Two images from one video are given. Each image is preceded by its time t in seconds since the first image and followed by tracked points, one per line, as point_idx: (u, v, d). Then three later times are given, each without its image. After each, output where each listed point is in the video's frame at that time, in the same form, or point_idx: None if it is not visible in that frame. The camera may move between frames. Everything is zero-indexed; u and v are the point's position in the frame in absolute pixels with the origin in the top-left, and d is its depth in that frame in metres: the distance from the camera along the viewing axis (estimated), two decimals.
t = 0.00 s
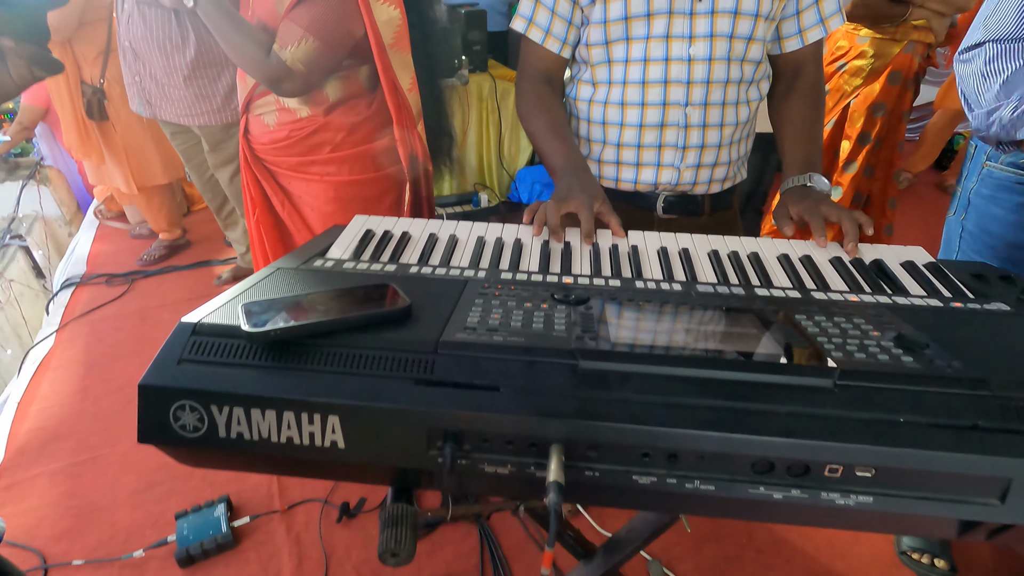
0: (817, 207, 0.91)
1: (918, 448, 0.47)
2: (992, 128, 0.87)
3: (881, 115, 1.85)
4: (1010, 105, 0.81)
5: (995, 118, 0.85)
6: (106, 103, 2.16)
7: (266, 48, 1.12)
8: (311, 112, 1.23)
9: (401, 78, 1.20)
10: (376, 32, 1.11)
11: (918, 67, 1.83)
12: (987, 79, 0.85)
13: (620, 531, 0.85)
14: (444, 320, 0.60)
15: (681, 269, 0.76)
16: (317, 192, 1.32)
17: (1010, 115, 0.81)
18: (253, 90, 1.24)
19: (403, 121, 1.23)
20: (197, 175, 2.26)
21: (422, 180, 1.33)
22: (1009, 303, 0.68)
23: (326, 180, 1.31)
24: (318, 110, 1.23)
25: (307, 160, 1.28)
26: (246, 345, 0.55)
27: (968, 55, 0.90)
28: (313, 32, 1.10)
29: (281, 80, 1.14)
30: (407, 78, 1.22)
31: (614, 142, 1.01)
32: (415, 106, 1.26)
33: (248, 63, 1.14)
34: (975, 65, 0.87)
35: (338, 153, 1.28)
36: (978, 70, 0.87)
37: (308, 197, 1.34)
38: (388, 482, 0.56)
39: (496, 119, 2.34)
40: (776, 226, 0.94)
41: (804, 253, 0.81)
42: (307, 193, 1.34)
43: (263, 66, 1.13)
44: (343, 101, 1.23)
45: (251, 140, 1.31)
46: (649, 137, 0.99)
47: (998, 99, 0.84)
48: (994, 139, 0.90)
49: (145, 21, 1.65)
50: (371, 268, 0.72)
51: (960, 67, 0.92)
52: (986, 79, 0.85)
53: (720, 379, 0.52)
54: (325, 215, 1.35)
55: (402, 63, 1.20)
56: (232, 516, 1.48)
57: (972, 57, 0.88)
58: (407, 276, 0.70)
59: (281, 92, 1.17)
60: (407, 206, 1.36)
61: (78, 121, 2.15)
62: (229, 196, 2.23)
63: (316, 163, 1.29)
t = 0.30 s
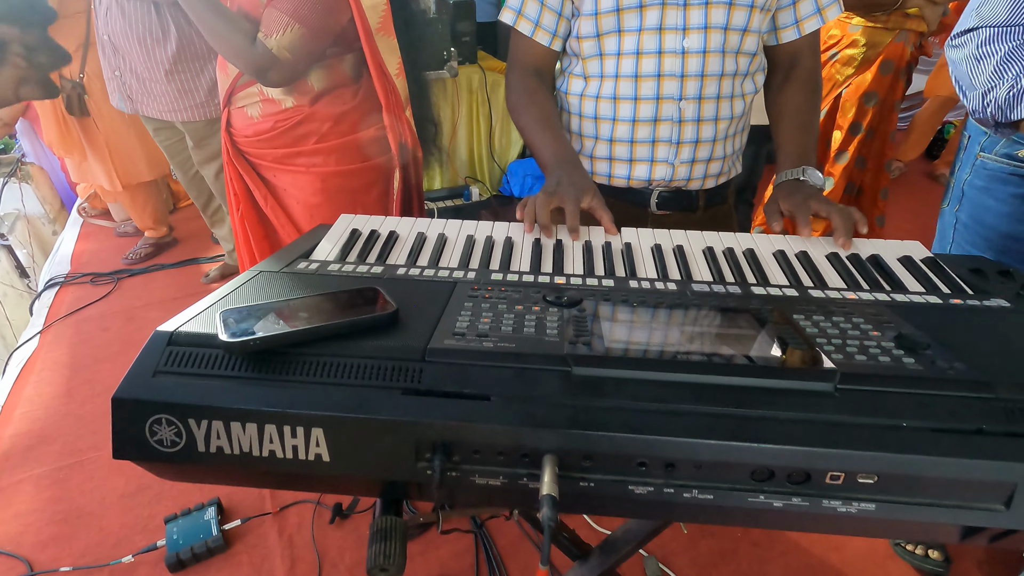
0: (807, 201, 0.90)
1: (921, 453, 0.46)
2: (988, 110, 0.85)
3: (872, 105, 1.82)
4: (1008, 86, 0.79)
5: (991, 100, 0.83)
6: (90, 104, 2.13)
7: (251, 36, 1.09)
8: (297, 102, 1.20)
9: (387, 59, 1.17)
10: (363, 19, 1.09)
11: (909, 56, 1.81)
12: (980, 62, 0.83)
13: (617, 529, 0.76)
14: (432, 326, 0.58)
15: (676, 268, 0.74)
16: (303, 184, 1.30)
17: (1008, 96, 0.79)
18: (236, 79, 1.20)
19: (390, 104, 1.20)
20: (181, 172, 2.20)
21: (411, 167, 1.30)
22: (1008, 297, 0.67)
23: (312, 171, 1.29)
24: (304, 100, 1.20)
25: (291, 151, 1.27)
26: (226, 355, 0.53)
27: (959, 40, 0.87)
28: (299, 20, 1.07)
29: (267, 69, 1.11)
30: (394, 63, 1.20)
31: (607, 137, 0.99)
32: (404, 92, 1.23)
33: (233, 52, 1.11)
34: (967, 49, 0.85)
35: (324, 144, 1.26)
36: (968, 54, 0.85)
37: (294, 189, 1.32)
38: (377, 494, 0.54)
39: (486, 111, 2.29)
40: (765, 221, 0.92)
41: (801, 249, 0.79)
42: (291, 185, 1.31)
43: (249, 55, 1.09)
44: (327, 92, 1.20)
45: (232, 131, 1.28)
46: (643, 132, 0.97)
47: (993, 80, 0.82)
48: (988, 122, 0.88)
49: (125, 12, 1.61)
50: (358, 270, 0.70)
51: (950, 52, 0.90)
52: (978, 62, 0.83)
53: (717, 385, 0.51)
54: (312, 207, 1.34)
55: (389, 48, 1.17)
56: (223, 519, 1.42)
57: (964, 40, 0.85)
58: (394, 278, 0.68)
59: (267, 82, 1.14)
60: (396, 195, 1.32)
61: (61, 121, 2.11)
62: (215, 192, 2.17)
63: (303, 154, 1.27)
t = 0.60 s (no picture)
0: (806, 187, 0.89)
1: (919, 452, 0.45)
2: (973, 95, 0.83)
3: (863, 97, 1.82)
4: (993, 68, 0.78)
5: (976, 84, 0.81)
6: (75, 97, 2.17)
7: (248, 25, 1.09)
8: (291, 92, 1.21)
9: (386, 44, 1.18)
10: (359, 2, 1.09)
11: (901, 47, 1.80)
12: (967, 46, 0.82)
13: (613, 526, 0.72)
14: (425, 326, 0.57)
15: (671, 264, 0.74)
16: (298, 176, 1.29)
17: (992, 78, 0.78)
18: (226, 71, 1.18)
19: (389, 88, 1.21)
20: (169, 167, 2.16)
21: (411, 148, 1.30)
22: (1002, 290, 0.67)
23: (308, 162, 1.28)
24: (298, 90, 1.21)
25: (285, 143, 1.25)
26: (212, 359, 0.52)
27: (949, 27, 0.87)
28: (296, 5, 1.09)
29: (267, 58, 1.12)
30: (390, 46, 1.20)
31: (600, 132, 0.98)
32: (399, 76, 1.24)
33: (229, 43, 1.10)
34: (956, 35, 0.84)
35: (320, 134, 1.26)
36: (957, 39, 0.84)
37: (289, 182, 1.30)
38: (370, 498, 0.53)
39: (478, 104, 2.27)
40: (763, 208, 0.90)
41: (796, 243, 0.79)
42: (285, 178, 1.30)
43: (247, 45, 1.09)
44: (321, 81, 1.22)
45: (222, 124, 1.26)
46: (637, 127, 0.96)
47: (979, 63, 0.80)
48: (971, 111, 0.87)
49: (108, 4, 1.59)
50: (349, 269, 0.69)
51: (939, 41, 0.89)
52: (966, 47, 0.82)
53: (714, 384, 0.50)
54: (307, 199, 1.32)
55: (384, 32, 1.17)
56: (217, 519, 1.40)
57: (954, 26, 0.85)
58: (386, 278, 0.67)
59: (266, 72, 1.14)
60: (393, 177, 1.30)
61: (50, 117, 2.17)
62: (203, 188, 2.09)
63: (298, 145, 1.26)
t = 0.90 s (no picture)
0: (794, 192, 0.89)
1: (909, 450, 0.45)
2: (976, 95, 0.83)
3: (856, 90, 1.81)
4: (995, 69, 0.78)
5: (978, 83, 0.81)
6: (60, 93, 2.15)
7: (255, 16, 1.10)
8: (291, 84, 1.21)
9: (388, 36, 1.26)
10: None
11: (893, 40, 1.80)
12: (967, 45, 0.82)
13: (607, 522, 0.72)
14: (415, 326, 0.56)
15: (663, 260, 0.74)
16: (298, 169, 1.29)
17: (994, 79, 0.78)
18: (223, 63, 1.17)
19: (394, 74, 1.29)
20: (158, 163, 2.14)
21: (415, 137, 1.39)
22: (992, 284, 0.67)
23: (309, 154, 1.29)
24: (298, 81, 1.22)
25: (286, 136, 1.26)
26: (201, 362, 0.51)
27: (946, 23, 0.87)
28: None
29: (273, 49, 1.15)
30: (392, 36, 1.27)
31: (591, 128, 0.98)
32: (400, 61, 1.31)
33: (234, 34, 1.11)
34: (954, 33, 0.84)
35: (321, 126, 1.28)
36: (956, 37, 0.84)
37: (289, 175, 1.30)
38: (362, 499, 0.53)
39: (471, 98, 2.25)
40: (753, 209, 0.91)
41: (788, 238, 0.79)
42: (285, 172, 1.30)
43: (254, 35, 1.12)
44: (321, 72, 1.23)
45: (219, 119, 1.24)
46: (628, 123, 0.96)
47: (980, 62, 0.81)
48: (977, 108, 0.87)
49: None
50: (339, 268, 0.68)
51: (938, 37, 0.90)
52: (965, 46, 0.83)
53: (705, 382, 0.50)
54: (307, 191, 1.32)
55: (388, 22, 1.24)
56: (212, 517, 1.40)
57: (952, 26, 0.85)
58: (377, 277, 0.66)
59: (274, 63, 1.17)
60: (394, 163, 1.38)
61: (36, 113, 2.15)
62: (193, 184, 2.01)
63: (298, 139, 1.27)
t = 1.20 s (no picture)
0: (789, 182, 0.89)
1: (905, 443, 0.45)
2: (969, 87, 0.83)
3: (850, 82, 1.82)
4: (992, 61, 0.77)
5: (974, 75, 0.81)
6: (47, 87, 2.12)
7: (264, 9, 1.08)
8: (296, 77, 1.21)
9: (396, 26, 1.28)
10: None
11: (887, 30, 1.79)
12: (964, 37, 0.81)
13: (602, 516, 0.72)
14: (407, 323, 0.56)
15: (658, 253, 0.73)
16: (303, 162, 1.29)
17: (991, 70, 0.78)
18: (227, 56, 1.14)
19: (402, 63, 1.30)
20: (149, 160, 2.11)
21: (420, 128, 1.40)
22: (987, 276, 0.67)
23: (314, 146, 1.28)
24: (303, 74, 1.21)
25: (289, 129, 1.25)
26: (189, 360, 0.50)
27: (943, 13, 0.85)
28: None
29: (284, 41, 1.14)
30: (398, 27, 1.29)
31: (584, 120, 0.97)
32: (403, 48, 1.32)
33: (243, 27, 1.09)
34: (951, 23, 0.83)
35: (326, 119, 1.28)
36: (954, 27, 0.83)
37: (293, 169, 1.29)
38: (356, 498, 0.52)
39: (465, 92, 2.24)
40: (748, 201, 0.91)
41: (784, 230, 0.78)
42: (289, 165, 1.29)
43: (265, 28, 1.10)
44: (324, 66, 1.23)
45: (222, 113, 1.21)
46: (621, 115, 0.95)
47: (976, 54, 0.80)
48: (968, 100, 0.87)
49: None
50: (331, 263, 0.67)
51: (932, 26, 0.88)
52: (962, 37, 0.82)
53: (700, 377, 0.50)
54: (311, 185, 1.32)
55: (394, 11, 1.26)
56: (207, 514, 1.39)
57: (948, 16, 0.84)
58: (369, 272, 0.65)
59: (282, 55, 1.16)
60: (400, 156, 1.39)
61: (22, 109, 2.11)
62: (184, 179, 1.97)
63: (302, 132, 1.26)
